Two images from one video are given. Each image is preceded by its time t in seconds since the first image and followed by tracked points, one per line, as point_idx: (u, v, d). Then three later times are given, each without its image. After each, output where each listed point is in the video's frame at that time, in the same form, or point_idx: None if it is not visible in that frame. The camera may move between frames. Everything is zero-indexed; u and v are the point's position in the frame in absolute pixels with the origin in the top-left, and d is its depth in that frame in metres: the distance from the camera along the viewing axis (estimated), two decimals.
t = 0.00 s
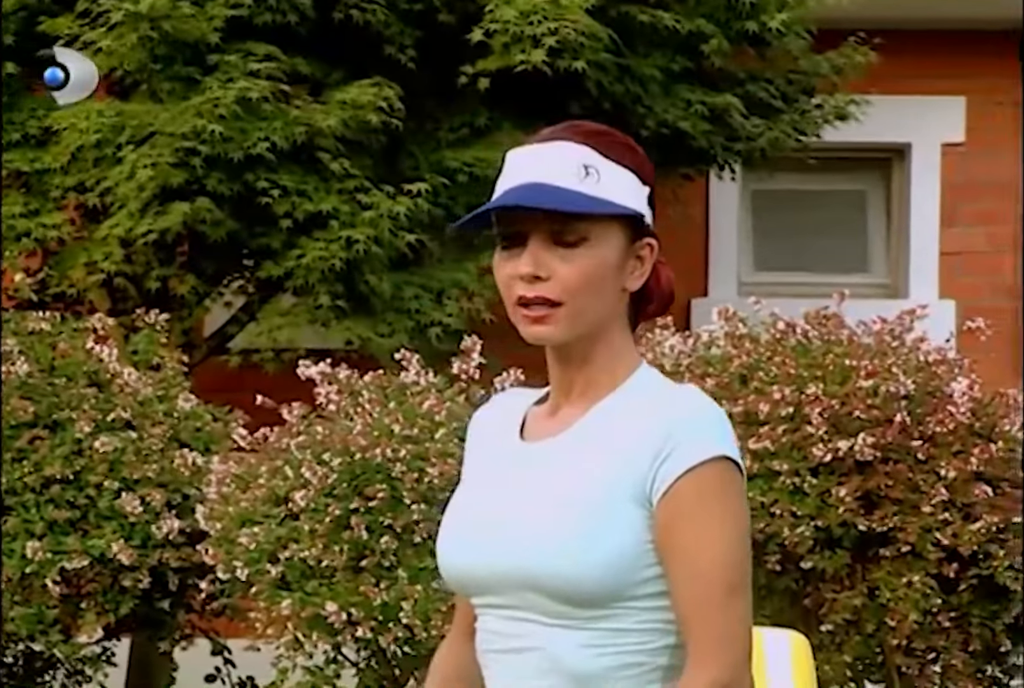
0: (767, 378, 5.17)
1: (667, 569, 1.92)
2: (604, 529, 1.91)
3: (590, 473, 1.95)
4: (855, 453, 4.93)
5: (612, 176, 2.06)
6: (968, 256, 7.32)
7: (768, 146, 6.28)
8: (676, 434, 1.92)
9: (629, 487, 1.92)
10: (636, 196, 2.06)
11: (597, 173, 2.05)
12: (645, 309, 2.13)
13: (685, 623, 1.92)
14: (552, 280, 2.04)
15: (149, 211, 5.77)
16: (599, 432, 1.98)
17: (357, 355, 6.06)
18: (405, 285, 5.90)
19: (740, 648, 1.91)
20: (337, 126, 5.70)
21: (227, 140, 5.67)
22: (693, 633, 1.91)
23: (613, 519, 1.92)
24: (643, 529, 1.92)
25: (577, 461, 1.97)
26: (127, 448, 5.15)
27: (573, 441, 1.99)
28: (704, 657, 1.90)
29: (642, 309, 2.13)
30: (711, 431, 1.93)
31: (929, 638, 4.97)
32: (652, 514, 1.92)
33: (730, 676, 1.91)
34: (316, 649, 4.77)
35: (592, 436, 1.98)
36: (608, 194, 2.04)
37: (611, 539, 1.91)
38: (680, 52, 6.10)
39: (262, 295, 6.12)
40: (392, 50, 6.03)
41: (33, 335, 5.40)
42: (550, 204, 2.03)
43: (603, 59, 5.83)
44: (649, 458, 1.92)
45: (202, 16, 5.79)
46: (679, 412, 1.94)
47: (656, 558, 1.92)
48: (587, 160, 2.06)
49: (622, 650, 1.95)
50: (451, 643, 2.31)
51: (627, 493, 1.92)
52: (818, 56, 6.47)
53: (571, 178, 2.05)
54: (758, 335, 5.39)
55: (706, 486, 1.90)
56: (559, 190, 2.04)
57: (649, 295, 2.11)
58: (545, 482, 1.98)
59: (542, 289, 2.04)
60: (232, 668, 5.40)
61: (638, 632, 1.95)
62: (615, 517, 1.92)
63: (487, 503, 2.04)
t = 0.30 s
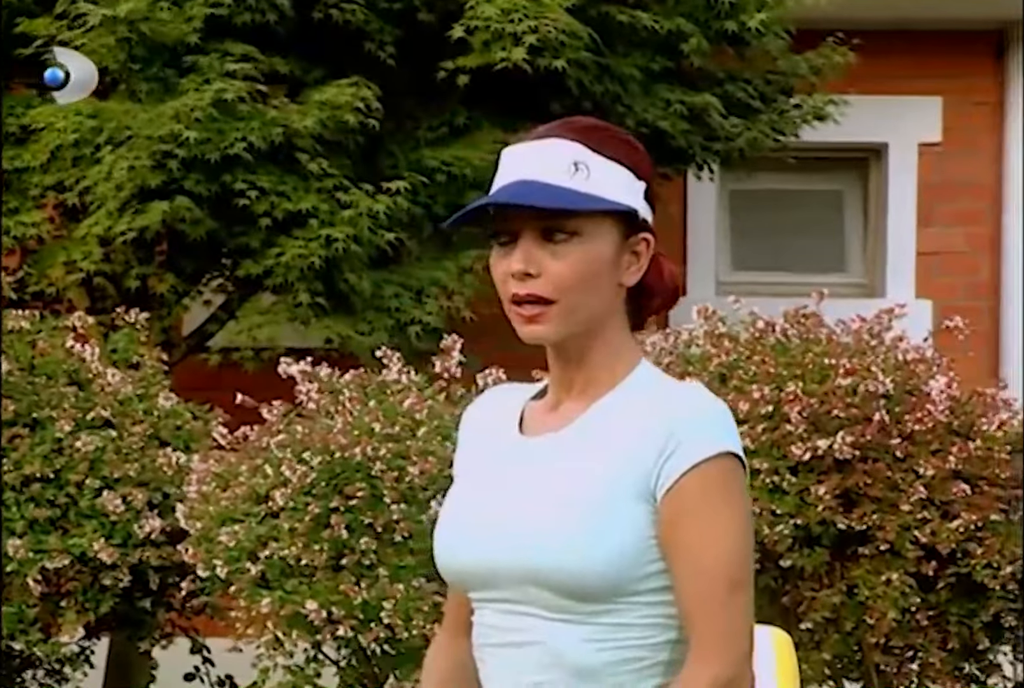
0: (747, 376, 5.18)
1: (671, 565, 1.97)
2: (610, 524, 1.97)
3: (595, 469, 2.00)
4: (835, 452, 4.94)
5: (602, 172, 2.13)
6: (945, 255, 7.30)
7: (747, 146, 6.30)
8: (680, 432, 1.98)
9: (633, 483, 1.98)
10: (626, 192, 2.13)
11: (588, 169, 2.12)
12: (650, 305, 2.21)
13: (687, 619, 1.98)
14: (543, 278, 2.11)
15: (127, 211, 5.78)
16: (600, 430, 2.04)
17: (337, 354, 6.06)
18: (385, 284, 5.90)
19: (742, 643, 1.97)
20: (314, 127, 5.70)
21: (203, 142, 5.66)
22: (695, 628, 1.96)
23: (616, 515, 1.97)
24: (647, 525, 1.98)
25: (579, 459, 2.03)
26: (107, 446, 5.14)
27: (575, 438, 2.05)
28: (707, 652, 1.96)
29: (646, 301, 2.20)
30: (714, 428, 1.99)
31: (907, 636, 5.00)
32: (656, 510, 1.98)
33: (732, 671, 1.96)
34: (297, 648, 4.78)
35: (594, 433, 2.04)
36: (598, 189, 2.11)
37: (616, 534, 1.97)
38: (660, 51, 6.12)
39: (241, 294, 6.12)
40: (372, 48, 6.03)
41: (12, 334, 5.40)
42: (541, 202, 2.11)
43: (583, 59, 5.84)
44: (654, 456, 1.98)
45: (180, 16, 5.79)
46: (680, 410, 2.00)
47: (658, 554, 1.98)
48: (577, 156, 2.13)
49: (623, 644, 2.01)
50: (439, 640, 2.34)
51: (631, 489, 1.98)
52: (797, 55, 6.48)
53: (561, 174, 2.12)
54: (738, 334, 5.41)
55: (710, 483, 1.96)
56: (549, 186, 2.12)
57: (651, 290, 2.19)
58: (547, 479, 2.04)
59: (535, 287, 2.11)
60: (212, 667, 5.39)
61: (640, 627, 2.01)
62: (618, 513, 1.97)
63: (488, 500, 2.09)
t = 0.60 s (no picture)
0: (724, 376, 5.19)
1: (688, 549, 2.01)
2: (620, 514, 2.01)
3: (606, 458, 2.04)
4: (812, 450, 4.96)
5: (599, 173, 2.16)
6: (919, 255, 7.28)
7: (723, 146, 6.31)
8: (693, 421, 2.02)
9: (648, 471, 2.02)
10: (624, 193, 2.16)
11: (584, 171, 2.16)
12: (660, 304, 2.24)
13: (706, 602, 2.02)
14: (534, 280, 2.15)
15: (104, 209, 5.79)
16: (608, 422, 2.08)
17: (313, 353, 6.06)
18: (363, 283, 5.90)
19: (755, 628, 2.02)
20: (292, 126, 5.71)
21: (181, 142, 5.67)
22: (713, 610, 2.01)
23: (629, 503, 2.01)
24: (659, 514, 2.02)
25: (589, 449, 2.06)
26: (84, 444, 5.15)
27: (584, 430, 2.09)
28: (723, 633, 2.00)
29: (652, 300, 2.23)
30: (725, 417, 2.03)
31: (884, 634, 5.03)
32: (667, 499, 2.02)
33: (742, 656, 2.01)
34: (275, 644, 4.80)
35: (603, 425, 2.08)
36: (592, 190, 2.14)
37: (627, 523, 2.01)
38: (637, 51, 6.14)
39: (218, 293, 6.12)
40: (350, 47, 6.04)
41: None
42: (534, 203, 2.15)
43: (559, 59, 5.85)
44: (666, 444, 2.02)
45: (159, 16, 5.80)
46: (691, 398, 2.04)
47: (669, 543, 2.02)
48: (574, 159, 2.17)
49: (630, 632, 2.04)
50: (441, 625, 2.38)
51: (643, 478, 2.02)
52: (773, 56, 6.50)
53: (556, 176, 2.16)
54: (714, 333, 5.41)
55: (726, 467, 2.01)
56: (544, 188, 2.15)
57: (658, 288, 2.22)
58: (556, 472, 2.07)
59: (529, 286, 2.15)
60: (188, 665, 5.39)
61: (651, 616, 2.04)
62: (632, 501, 2.01)
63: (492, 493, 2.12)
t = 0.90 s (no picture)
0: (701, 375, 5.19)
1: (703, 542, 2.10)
2: (644, 509, 2.07)
3: (626, 457, 2.10)
4: (789, 449, 4.99)
5: (609, 184, 2.19)
6: (894, 255, 7.30)
7: (699, 146, 6.32)
8: (704, 413, 2.10)
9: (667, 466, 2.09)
10: (631, 205, 2.20)
11: (598, 183, 2.18)
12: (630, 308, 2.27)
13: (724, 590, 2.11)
14: (557, 289, 2.16)
15: (82, 208, 5.80)
16: (618, 419, 2.14)
17: (290, 352, 6.07)
18: (339, 282, 5.90)
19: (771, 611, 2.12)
20: (271, 126, 5.72)
21: (160, 141, 5.69)
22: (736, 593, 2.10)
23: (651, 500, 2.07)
24: (675, 508, 2.09)
25: (602, 451, 2.11)
26: (61, 442, 5.16)
27: (594, 431, 2.14)
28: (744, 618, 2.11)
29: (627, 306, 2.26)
30: (733, 406, 2.11)
31: (860, 632, 5.05)
32: (681, 491, 2.09)
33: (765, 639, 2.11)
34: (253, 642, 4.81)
35: (614, 424, 2.13)
36: (611, 204, 2.17)
37: (651, 522, 2.07)
38: (614, 50, 6.16)
39: (195, 291, 6.13)
40: (327, 45, 6.05)
41: None
42: (557, 216, 2.16)
43: (536, 58, 5.87)
44: (680, 436, 2.10)
45: (137, 14, 5.81)
46: (703, 396, 2.12)
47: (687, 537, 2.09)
48: (588, 171, 2.19)
49: (652, 632, 2.10)
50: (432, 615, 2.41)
51: (660, 474, 2.09)
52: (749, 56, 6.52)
53: (574, 189, 2.17)
54: (691, 333, 5.39)
55: (740, 457, 2.09)
56: (564, 202, 2.16)
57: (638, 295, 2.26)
58: (570, 476, 2.12)
59: (550, 300, 2.17)
60: (164, 664, 5.38)
61: (671, 612, 2.10)
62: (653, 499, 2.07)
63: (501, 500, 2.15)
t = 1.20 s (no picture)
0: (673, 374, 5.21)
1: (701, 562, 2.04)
2: (648, 531, 1.99)
3: (629, 476, 2.02)
4: (762, 448, 5.01)
5: (605, 191, 2.15)
6: (863, 255, 7.32)
7: (671, 146, 6.34)
8: (710, 437, 2.03)
9: (668, 488, 2.02)
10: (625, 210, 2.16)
11: (599, 190, 2.14)
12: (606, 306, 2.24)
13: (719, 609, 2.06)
14: (577, 304, 2.11)
15: (54, 207, 5.79)
16: (618, 436, 2.06)
17: (262, 350, 6.07)
18: (312, 281, 5.90)
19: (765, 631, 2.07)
20: (243, 125, 5.73)
21: (131, 140, 5.70)
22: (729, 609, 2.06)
23: (654, 522, 2.00)
24: (678, 530, 2.02)
25: (605, 471, 2.04)
26: (33, 440, 5.16)
27: (595, 447, 2.06)
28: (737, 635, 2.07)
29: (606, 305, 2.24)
30: (738, 431, 2.04)
31: (831, 629, 5.09)
32: (684, 514, 2.02)
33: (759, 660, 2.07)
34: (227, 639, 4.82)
35: (614, 442, 2.06)
36: (614, 210, 2.13)
37: (656, 543, 2.00)
38: (587, 50, 6.17)
39: (167, 290, 6.12)
40: (299, 44, 6.04)
41: None
42: (571, 229, 2.10)
43: (508, 57, 5.88)
44: (685, 460, 2.02)
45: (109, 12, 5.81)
46: (705, 416, 2.05)
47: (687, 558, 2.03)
48: (587, 179, 2.14)
49: (652, 648, 2.04)
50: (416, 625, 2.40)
51: (665, 495, 2.02)
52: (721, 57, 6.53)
53: (578, 195, 2.12)
54: (664, 331, 5.36)
55: (743, 482, 2.03)
56: (573, 208, 2.10)
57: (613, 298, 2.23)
58: (571, 490, 2.04)
59: (572, 315, 2.11)
60: (137, 662, 5.39)
61: (670, 628, 2.04)
62: (656, 520, 2.00)
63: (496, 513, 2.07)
